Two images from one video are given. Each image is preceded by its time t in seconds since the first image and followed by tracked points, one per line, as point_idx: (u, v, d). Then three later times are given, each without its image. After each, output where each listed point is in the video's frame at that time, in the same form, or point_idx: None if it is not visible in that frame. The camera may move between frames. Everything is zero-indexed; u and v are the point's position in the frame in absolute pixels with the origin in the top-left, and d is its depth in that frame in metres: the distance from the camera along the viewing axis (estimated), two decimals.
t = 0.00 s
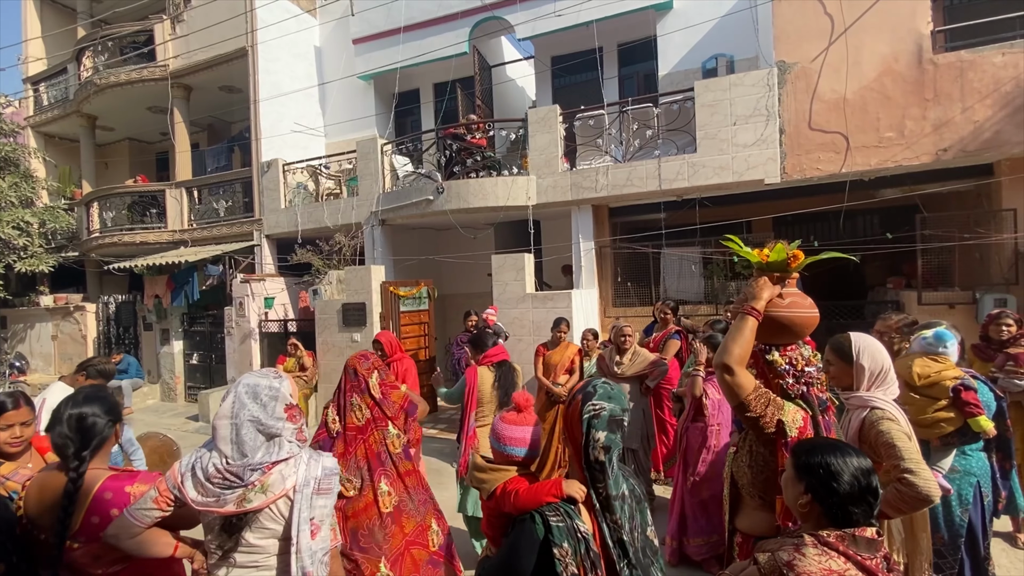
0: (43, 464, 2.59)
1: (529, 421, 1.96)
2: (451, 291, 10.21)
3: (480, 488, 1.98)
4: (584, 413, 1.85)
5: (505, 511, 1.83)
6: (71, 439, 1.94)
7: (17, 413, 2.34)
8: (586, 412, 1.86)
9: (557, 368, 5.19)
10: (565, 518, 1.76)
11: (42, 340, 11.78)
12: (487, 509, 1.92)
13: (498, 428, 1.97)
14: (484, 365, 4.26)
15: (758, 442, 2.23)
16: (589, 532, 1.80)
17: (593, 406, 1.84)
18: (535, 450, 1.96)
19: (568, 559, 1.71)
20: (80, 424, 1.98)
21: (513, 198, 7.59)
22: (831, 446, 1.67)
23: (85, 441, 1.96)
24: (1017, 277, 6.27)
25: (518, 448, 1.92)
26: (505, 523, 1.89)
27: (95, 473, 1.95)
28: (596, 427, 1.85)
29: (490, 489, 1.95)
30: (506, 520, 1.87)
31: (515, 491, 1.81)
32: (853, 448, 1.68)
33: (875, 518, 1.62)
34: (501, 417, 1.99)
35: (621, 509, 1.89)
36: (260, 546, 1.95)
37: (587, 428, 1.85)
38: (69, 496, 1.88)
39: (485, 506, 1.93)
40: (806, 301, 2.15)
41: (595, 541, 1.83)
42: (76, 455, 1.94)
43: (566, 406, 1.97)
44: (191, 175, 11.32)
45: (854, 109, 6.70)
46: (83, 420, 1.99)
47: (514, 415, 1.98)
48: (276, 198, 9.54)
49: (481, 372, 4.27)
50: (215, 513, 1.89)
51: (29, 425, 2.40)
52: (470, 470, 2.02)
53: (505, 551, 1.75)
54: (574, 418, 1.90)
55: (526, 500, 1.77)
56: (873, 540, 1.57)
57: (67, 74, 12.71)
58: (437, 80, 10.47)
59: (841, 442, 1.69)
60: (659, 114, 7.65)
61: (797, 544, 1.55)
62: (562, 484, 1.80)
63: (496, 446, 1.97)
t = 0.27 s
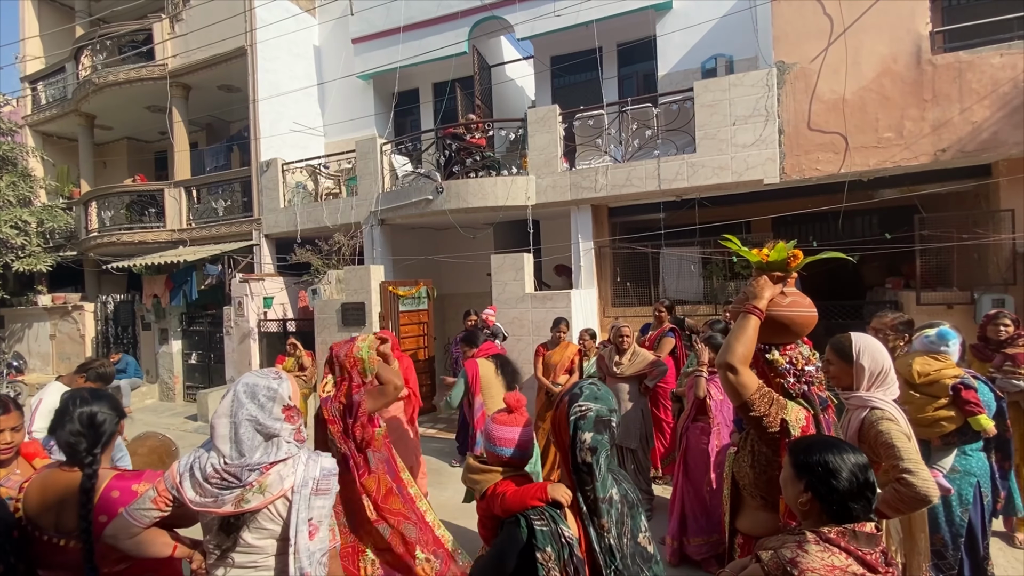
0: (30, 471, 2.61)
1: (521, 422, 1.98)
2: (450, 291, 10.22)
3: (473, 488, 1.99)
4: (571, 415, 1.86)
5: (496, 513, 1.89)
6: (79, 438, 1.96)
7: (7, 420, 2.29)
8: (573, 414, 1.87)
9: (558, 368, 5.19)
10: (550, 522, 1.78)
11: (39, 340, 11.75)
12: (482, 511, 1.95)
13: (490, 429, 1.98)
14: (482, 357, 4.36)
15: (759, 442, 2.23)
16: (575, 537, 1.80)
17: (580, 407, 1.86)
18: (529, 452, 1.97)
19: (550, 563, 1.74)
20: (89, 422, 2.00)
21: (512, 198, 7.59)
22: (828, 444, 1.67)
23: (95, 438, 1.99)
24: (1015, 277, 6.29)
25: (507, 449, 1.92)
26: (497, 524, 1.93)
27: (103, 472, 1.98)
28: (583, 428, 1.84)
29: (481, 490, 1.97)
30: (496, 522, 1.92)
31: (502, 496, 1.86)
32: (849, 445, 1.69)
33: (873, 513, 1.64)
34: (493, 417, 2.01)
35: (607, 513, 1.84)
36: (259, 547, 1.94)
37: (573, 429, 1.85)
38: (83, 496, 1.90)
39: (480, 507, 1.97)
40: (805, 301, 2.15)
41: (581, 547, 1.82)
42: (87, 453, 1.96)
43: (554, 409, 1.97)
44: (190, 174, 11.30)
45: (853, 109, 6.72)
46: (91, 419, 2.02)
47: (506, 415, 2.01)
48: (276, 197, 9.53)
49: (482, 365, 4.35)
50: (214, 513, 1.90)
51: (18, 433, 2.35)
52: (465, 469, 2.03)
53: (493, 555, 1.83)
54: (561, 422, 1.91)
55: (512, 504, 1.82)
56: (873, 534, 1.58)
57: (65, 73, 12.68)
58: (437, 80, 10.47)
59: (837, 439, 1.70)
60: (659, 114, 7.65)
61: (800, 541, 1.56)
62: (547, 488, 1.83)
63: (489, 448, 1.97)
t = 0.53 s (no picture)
0: (24, 474, 2.53)
1: (516, 421, 1.97)
2: (449, 291, 10.22)
3: (469, 487, 1.99)
4: (563, 414, 1.90)
5: (490, 513, 1.90)
6: (84, 438, 1.98)
7: None
8: (565, 413, 1.91)
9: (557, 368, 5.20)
10: (541, 523, 1.82)
11: (38, 339, 11.74)
12: (477, 510, 1.96)
13: (486, 427, 1.98)
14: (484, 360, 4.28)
15: (759, 442, 2.23)
16: (566, 538, 1.85)
17: (571, 406, 1.90)
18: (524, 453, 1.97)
19: (541, 565, 1.77)
20: (93, 422, 2.03)
21: (512, 198, 7.58)
22: (827, 443, 1.67)
23: (101, 437, 2.02)
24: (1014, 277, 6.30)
25: (502, 447, 1.92)
26: (491, 524, 1.95)
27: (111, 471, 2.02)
28: (574, 428, 1.88)
29: (477, 489, 1.97)
30: (490, 522, 1.94)
31: (495, 496, 1.87)
32: (848, 443, 1.69)
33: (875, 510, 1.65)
34: (488, 417, 2.00)
35: (598, 514, 1.88)
36: (257, 547, 1.93)
37: (565, 429, 1.89)
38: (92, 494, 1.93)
39: (474, 507, 1.97)
40: (805, 301, 2.16)
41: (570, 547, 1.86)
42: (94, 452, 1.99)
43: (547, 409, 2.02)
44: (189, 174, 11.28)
45: (852, 109, 6.72)
46: (96, 418, 2.04)
47: (501, 414, 2.00)
48: (275, 196, 9.52)
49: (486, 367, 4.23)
50: (212, 513, 1.89)
51: (10, 436, 2.34)
52: (461, 469, 2.02)
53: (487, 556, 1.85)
54: (553, 420, 1.95)
55: (506, 503, 1.83)
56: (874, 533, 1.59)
57: (64, 72, 12.67)
58: (436, 79, 10.46)
59: (835, 437, 1.70)
60: (658, 114, 7.64)
61: (805, 541, 1.57)
62: (540, 488, 1.83)
63: (485, 447, 1.96)
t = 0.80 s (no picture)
0: (23, 474, 2.46)
1: (514, 420, 1.93)
2: (449, 290, 10.22)
3: (465, 489, 1.97)
4: (564, 412, 1.89)
5: (490, 513, 1.86)
6: (119, 429, 2.04)
7: None
8: (565, 412, 1.90)
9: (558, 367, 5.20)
10: (547, 521, 1.79)
11: (38, 338, 11.74)
12: (474, 511, 1.94)
13: (482, 426, 1.95)
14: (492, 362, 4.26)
15: (760, 443, 2.23)
16: (570, 535, 1.82)
17: (572, 405, 1.89)
18: (523, 451, 1.93)
19: (547, 562, 1.74)
20: (130, 413, 2.08)
21: (512, 197, 7.58)
22: (828, 444, 1.67)
23: (136, 429, 2.07)
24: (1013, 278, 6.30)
25: (500, 447, 1.89)
26: (489, 523, 1.94)
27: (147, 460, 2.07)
28: (575, 426, 1.87)
29: (473, 491, 1.93)
30: (490, 521, 1.92)
31: (498, 497, 1.83)
32: (849, 443, 1.69)
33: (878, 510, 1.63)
34: (487, 416, 1.95)
35: (597, 509, 1.87)
36: (256, 546, 1.93)
37: (566, 427, 1.88)
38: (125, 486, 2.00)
39: (471, 507, 1.95)
40: (805, 301, 2.15)
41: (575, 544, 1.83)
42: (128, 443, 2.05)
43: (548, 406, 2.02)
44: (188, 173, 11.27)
45: (852, 109, 6.72)
46: (133, 410, 2.09)
47: (499, 413, 1.96)
48: (274, 196, 9.52)
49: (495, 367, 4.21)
50: (211, 512, 1.90)
51: (7, 433, 2.29)
52: (457, 469, 2.00)
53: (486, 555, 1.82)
54: (555, 417, 1.94)
55: (508, 505, 1.80)
56: (878, 533, 1.59)
57: (64, 70, 12.66)
58: (436, 78, 10.45)
59: (836, 437, 1.70)
60: (658, 114, 7.64)
61: (807, 541, 1.56)
62: (544, 486, 1.83)
63: (481, 447, 1.94)
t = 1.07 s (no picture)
0: (32, 471, 2.47)
1: (516, 418, 1.97)
2: (448, 289, 10.22)
3: (467, 487, 1.96)
4: (580, 408, 1.85)
5: (496, 509, 1.86)
6: (129, 416, 2.13)
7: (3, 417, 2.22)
8: (582, 407, 1.86)
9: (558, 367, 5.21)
10: (558, 514, 1.81)
11: (35, 337, 11.69)
12: (476, 510, 1.94)
13: (482, 424, 1.98)
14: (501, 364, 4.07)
15: (761, 444, 2.23)
16: (581, 527, 1.84)
17: (589, 401, 1.85)
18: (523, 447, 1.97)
19: (559, 555, 1.77)
20: (135, 402, 2.13)
21: (511, 196, 7.57)
22: (830, 445, 1.67)
23: (136, 417, 2.12)
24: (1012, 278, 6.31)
25: (501, 444, 1.91)
26: (494, 521, 1.92)
27: (149, 450, 2.10)
28: (594, 422, 1.84)
29: (477, 489, 1.93)
30: (495, 519, 1.91)
31: (507, 491, 1.84)
32: (851, 444, 1.69)
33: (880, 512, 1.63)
34: (485, 412, 2.00)
35: (615, 502, 1.88)
36: (253, 545, 1.93)
37: (584, 423, 1.84)
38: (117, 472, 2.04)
39: (473, 505, 1.95)
40: (805, 300, 2.14)
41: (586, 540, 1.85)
42: (130, 430, 2.12)
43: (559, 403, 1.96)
44: (187, 171, 11.24)
45: (852, 109, 6.72)
46: (138, 398, 2.14)
47: (498, 409, 2.01)
48: (273, 194, 9.50)
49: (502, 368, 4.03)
50: (208, 512, 1.90)
51: (14, 429, 2.27)
52: (456, 469, 2.00)
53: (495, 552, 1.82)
54: (569, 414, 1.90)
55: (519, 500, 1.81)
56: (878, 533, 1.59)
57: (62, 68, 12.61)
58: (436, 77, 10.44)
59: (837, 438, 1.70)
60: (657, 113, 7.63)
61: (807, 543, 1.56)
62: (554, 480, 1.84)
63: (481, 444, 1.96)
